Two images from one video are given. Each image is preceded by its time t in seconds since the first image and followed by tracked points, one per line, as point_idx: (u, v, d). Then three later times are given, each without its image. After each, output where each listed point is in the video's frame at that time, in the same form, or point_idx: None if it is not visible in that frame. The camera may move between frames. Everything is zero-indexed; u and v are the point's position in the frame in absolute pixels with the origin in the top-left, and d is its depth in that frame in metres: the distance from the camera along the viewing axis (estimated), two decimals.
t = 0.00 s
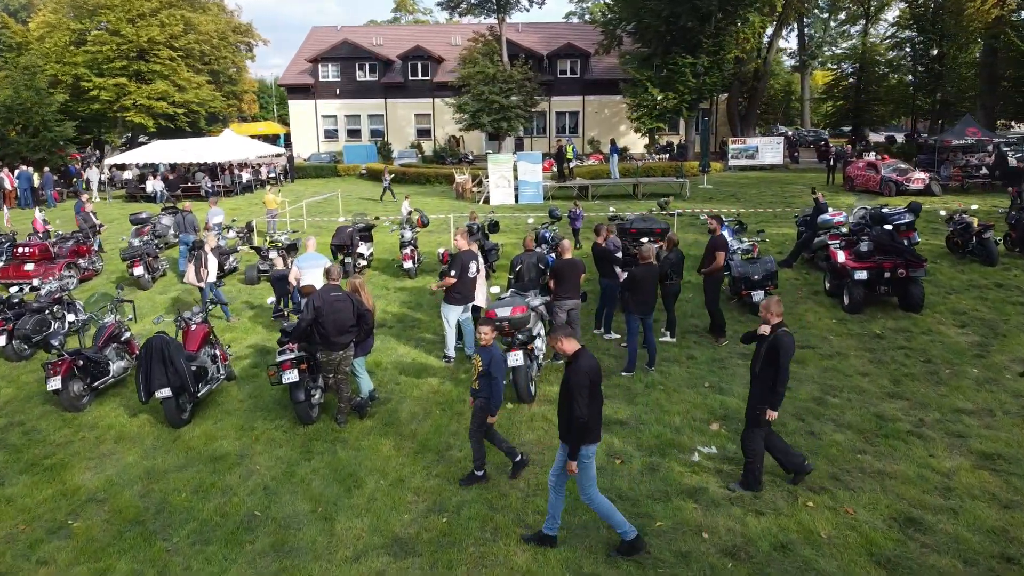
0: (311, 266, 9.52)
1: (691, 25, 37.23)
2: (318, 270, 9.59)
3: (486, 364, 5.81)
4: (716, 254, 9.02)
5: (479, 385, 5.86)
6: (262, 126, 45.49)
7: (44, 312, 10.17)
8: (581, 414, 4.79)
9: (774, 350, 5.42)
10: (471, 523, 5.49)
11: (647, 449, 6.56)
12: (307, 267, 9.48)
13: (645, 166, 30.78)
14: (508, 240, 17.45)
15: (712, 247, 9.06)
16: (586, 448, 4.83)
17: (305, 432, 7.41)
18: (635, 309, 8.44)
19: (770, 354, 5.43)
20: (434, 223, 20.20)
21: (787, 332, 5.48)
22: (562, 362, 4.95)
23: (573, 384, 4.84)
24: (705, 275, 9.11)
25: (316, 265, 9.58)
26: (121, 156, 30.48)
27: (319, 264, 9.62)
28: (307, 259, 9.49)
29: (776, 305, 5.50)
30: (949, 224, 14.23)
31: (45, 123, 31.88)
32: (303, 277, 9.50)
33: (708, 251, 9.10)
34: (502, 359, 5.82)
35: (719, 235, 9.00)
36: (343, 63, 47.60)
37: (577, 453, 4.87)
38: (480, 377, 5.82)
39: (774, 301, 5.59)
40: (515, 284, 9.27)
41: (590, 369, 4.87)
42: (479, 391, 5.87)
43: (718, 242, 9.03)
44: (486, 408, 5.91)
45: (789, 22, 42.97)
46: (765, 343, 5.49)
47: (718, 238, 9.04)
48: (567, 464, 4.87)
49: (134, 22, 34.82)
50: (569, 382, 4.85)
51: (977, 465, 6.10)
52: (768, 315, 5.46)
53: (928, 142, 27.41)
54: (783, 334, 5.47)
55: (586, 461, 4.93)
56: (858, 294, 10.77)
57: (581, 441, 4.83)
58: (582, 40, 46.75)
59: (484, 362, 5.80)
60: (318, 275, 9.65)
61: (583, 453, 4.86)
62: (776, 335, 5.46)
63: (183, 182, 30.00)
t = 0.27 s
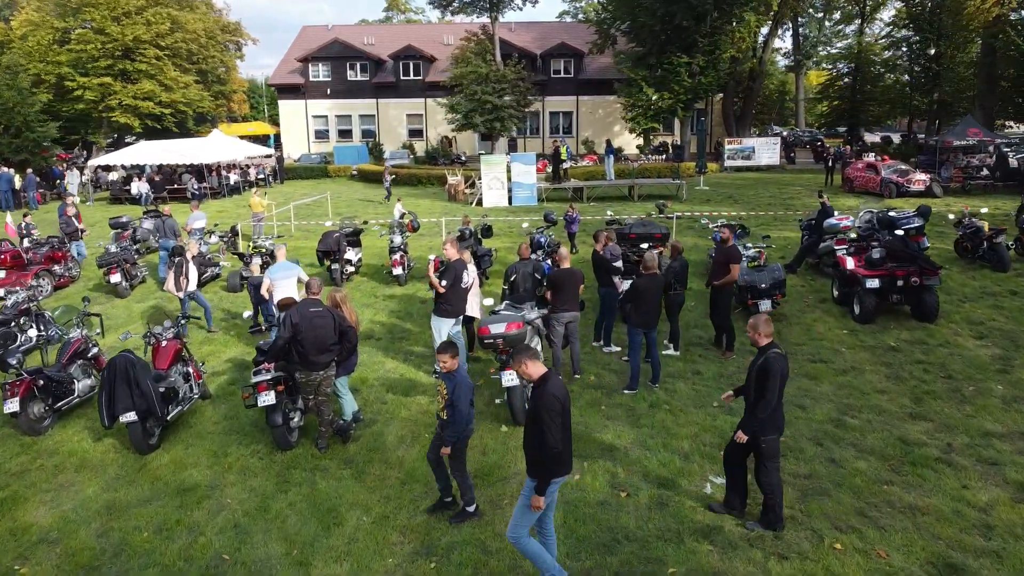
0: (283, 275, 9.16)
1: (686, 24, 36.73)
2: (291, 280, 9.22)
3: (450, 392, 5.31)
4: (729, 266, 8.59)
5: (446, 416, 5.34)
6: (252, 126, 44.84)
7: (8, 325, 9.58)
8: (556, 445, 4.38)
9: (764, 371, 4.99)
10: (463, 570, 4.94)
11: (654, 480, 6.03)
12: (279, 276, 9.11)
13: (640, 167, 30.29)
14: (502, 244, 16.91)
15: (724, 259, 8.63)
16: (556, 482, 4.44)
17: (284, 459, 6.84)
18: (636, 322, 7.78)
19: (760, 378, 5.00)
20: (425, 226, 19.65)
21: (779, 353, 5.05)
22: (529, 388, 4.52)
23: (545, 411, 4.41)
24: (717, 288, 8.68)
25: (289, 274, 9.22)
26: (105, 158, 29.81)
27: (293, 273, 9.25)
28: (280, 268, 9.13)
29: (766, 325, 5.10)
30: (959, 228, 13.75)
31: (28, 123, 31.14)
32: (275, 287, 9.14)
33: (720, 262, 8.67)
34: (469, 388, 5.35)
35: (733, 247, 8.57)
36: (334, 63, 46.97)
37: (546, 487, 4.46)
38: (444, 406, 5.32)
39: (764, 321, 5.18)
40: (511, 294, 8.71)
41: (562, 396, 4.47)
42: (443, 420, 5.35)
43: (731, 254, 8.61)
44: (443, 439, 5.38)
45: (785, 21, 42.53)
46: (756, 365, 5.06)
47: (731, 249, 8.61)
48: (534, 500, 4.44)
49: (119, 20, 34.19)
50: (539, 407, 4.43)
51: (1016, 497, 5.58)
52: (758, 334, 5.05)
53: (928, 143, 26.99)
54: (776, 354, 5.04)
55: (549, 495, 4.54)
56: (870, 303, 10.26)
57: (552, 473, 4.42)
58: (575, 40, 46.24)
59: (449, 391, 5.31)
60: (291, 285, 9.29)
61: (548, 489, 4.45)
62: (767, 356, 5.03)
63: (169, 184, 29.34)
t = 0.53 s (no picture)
0: (254, 284, 8.80)
1: (682, 23, 36.26)
2: (261, 289, 8.86)
3: (407, 426, 4.79)
4: (745, 278, 8.26)
5: (404, 451, 4.82)
6: (243, 126, 44.26)
7: None
8: (511, 500, 3.85)
9: (758, 402, 4.48)
10: None
11: (666, 516, 5.48)
12: (249, 286, 8.75)
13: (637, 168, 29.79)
14: (496, 249, 16.37)
15: (740, 271, 8.28)
16: (515, 538, 3.93)
17: (260, 491, 6.25)
18: (642, 336, 7.22)
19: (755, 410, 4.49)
20: (417, 229, 19.09)
21: (772, 382, 4.55)
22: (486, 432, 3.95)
23: (498, 464, 3.85)
24: (731, 301, 8.32)
25: (259, 283, 8.86)
26: (90, 159, 29.16)
27: (263, 282, 8.89)
28: (250, 277, 8.77)
29: (756, 351, 4.61)
30: (970, 231, 13.24)
31: (11, 124, 30.46)
32: (245, 296, 8.77)
33: (736, 274, 8.32)
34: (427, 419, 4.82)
35: (749, 259, 8.24)
36: (325, 62, 46.35)
37: (503, 543, 3.96)
38: (401, 442, 4.80)
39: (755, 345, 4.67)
40: (507, 307, 8.16)
41: (520, 438, 3.88)
42: (402, 459, 4.82)
43: (747, 267, 8.27)
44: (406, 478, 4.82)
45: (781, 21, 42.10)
46: (747, 396, 4.55)
47: (747, 261, 8.27)
48: (488, 559, 3.98)
49: (105, 18, 33.49)
50: (493, 457, 3.85)
51: None
52: (748, 362, 4.57)
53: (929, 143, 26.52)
54: (768, 384, 4.54)
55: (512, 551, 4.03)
56: (885, 313, 9.75)
57: (506, 528, 3.92)
58: (570, 39, 45.73)
59: (405, 424, 4.80)
60: (263, 294, 8.93)
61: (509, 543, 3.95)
62: (758, 385, 4.53)
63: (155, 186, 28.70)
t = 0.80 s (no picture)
0: (225, 294, 8.30)
1: (679, 22, 35.80)
2: (233, 298, 8.36)
3: (353, 457, 4.41)
4: (759, 290, 7.81)
5: (350, 489, 4.46)
6: (234, 126, 43.83)
7: None
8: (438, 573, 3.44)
9: (751, 432, 4.14)
10: None
11: (679, 560, 4.93)
12: (220, 296, 8.26)
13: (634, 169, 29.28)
14: (490, 253, 15.83)
15: (753, 283, 7.83)
16: None
17: (232, 528, 5.69)
18: (649, 353, 6.67)
19: (747, 438, 4.16)
20: (409, 233, 18.54)
21: (765, 411, 4.21)
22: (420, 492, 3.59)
23: (424, 530, 3.45)
24: (743, 313, 7.88)
25: (231, 293, 8.35)
26: (75, 159, 28.50)
27: (235, 291, 8.39)
28: (220, 287, 8.27)
29: (747, 375, 4.26)
30: (982, 236, 12.76)
31: None
32: (216, 308, 8.28)
33: (749, 286, 7.86)
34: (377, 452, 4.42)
35: (763, 270, 7.79)
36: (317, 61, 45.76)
37: None
38: (348, 477, 4.44)
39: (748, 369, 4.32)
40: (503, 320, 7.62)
41: (455, 505, 3.49)
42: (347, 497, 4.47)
43: (761, 278, 7.81)
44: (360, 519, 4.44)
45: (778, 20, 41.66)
46: (738, 426, 4.22)
47: (760, 272, 7.81)
48: None
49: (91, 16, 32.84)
50: (420, 521, 3.47)
51: None
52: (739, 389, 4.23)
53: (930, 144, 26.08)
54: (759, 410, 4.22)
55: None
56: (901, 323, 9.22)
57: None
58: (565, 38, 45.22)
59: (351, 456, 4.41)
60: (235, 304, 8.44)
61: None
62: (750, 413, 4.19)
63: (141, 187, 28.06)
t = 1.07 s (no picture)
0: (196, 305, 7.92)
1: (675, 21, 35.34)
2: (205, 310, 7.98)
3: (282, 515, 4.16)
4: (768, 302, 7.22)
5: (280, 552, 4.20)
6: (225, 127, 43.49)
7: None
8: None
9: (750, 476, 3.65)
10: None
11: None
12: (190, 307, 7.88)
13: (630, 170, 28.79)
14: (484, 259, 15.29)
15: (761, 294, 7.25)
16: None
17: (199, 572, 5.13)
18: (659, 374, 6.12)
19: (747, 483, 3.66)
20: (401, 237, 17.99)
21: (762, 450, 3.73)
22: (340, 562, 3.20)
23: None
24: (752, 328, 7.27)
25: (202, 305, 7.97)
26: (58, 160, 27.88)
27: (206, 303, 8.01)
28: (192, 298, 7.89)
29: (737, 412, 3.76)
30: (994, 240, 12.28)
31: None
32: (186, 319, 7.89)
33: (756, 299, 7.29)
34: (308, 508, 4.16)
35: (772, 280, 7.22)
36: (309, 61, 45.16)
37: None
38: (277, 539, 4.19)
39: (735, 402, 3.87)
40: (499, 336, 7.09)
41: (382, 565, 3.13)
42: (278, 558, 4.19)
43: (769, 288, 7.23)
44: None
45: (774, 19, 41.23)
46: (735, 468, 3.71)
47: (768, 282, 7.25)
48: None
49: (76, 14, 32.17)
50: None
51: None
52: (731, 427, 3.73)
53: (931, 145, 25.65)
54: (757, 451, 3.71)
55: None
56: (919, 334, 8.72)
57: None
58: (559, 37, 44.71)
59: (281, 512, 4.17)
60: (207, 316, 8.06)
61: None
62: (746, 455, 3.70)
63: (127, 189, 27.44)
